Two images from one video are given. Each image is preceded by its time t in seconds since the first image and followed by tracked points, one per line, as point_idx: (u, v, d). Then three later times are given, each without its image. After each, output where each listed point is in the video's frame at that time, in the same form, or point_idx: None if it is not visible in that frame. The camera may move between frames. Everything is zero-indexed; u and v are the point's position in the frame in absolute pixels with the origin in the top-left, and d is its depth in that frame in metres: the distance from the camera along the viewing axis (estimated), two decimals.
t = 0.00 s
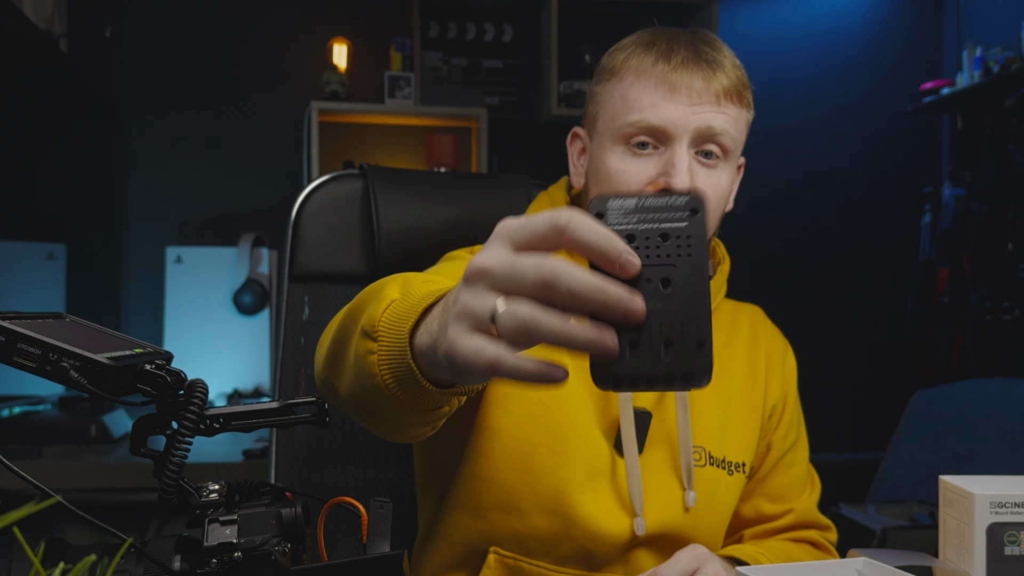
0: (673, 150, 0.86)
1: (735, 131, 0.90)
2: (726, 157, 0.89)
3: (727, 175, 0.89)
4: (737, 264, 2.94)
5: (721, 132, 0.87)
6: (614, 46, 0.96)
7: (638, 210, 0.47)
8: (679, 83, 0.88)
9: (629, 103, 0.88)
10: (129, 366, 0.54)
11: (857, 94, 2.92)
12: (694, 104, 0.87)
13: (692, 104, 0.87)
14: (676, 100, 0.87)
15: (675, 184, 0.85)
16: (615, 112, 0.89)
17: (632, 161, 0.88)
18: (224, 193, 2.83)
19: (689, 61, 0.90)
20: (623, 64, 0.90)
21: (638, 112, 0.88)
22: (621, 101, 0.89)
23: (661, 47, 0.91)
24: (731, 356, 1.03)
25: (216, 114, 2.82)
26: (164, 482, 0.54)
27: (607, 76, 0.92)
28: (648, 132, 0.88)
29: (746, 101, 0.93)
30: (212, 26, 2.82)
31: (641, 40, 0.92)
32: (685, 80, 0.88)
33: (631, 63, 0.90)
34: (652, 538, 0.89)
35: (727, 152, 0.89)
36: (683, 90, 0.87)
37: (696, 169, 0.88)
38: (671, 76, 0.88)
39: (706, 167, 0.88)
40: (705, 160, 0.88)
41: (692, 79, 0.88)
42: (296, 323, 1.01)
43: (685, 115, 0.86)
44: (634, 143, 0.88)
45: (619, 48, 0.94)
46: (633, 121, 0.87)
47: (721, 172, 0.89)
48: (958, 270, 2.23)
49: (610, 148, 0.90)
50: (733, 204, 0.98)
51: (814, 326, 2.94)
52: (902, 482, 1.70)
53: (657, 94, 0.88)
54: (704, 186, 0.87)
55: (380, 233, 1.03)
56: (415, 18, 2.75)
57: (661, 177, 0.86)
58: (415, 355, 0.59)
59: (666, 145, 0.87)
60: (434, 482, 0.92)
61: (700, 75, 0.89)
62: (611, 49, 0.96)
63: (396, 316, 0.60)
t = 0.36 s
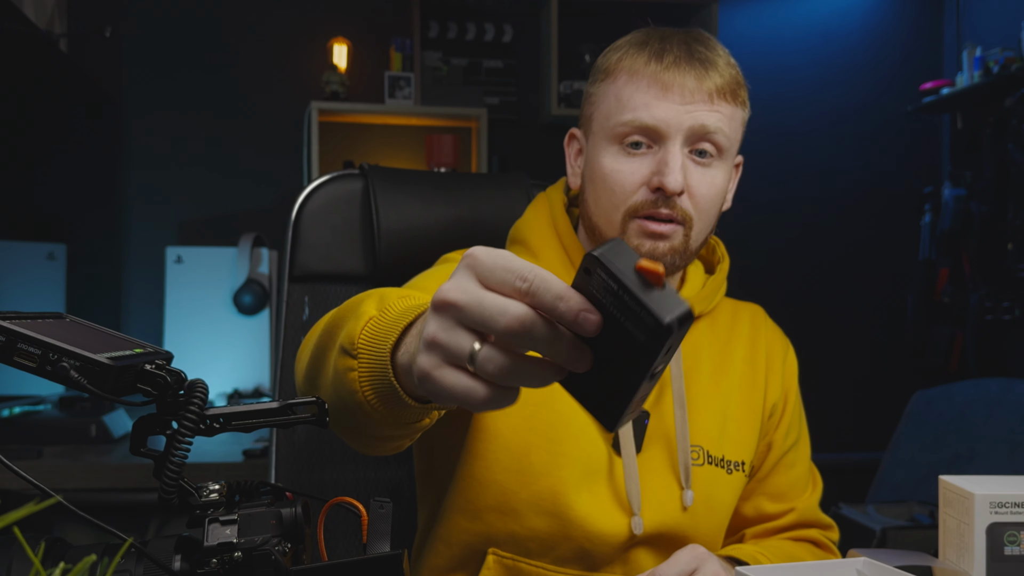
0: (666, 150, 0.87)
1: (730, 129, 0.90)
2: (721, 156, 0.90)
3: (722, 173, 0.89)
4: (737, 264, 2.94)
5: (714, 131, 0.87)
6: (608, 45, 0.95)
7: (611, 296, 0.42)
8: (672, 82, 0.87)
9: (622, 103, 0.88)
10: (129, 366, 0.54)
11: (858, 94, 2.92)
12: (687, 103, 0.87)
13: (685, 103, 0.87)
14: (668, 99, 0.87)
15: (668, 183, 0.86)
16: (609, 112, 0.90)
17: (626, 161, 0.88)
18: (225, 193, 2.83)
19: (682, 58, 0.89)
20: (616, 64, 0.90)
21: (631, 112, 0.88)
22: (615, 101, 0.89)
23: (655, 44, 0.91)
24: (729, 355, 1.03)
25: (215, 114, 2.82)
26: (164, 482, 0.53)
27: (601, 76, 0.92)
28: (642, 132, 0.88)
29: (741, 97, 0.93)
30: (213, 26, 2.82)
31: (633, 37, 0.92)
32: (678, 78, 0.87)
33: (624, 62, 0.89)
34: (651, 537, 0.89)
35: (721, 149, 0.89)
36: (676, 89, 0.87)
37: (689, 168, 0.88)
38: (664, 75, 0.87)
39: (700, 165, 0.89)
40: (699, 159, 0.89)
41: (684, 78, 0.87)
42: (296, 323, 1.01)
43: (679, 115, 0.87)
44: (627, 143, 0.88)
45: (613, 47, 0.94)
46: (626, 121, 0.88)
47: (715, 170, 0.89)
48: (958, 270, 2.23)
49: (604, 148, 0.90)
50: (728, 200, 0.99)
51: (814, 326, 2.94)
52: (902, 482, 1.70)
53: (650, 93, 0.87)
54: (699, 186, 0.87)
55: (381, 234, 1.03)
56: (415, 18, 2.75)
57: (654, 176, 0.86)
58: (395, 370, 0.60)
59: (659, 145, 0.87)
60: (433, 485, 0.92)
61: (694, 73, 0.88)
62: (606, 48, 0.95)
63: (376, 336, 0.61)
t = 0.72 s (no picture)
0: (654, 149, 0.87)
1: (718, 127, 0.89)
2: (710, 155, 0.89)
3: (712, 173, 0.89)
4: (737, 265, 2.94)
5: (702, 129, 0.87)
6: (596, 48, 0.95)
7: (650, 313, 0.43)
8: (658, 81, 0.87)
9: (610, 103, 0.88)
10: (129, 366, 0.54)
11: (858, 94, 2.92)
12: (674, 102, 0.87)
13: (672, 102, 0.87)
14: (655, 99, 0.87)
15: (656, 182, 0.85)
16: (597, 113, 0.89)
17: (614, 161, 0.88)
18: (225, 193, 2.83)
19: (669, 58, 0.89)
20: (604, 65, 0.90)
21: (618, 112, 0.87)
22: (603, 101, 0.89)
23: (642, 45, 0.91)
24: (725, 354, 1.03)
25: (215, 114, 2.82)
26: (165, 482, 0.53)
27: (590, 77, 0.92)
28: (629, 131, 0.87)
29: (729, 96, 0.92)
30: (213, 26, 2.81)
31: (621, 37, 0.92)
32: (664, 77, 0.87)
33: (611, 63, 0.89)
34: (649, 536, 0.88)
35: (710, 148, 0.89)
36: (663, 88, 0.87)
37: (678, 167, 0.88)
38: (650, 74, 0.87)
39: (689, 164, 0.88)
40: (687, 157, 0.88)
41: (671, 77, 0.87)
42: (295, 323, 0.99)
43: (666, 113, 0.86)
44: (615, 142, 0.88)
45: (601, 50, 0.94)
46: (613, 121, 0.87)
47: (705, 168, 0.89)
48: (958, 270, 2.23)
49: (592, 148, 0.90)
50: (719, 200, 0.98)
51: (814, 326, 2.94)
52: (903, 482, 1.70)
53: (637, 93, 0.87)
54: (687, 184, 0.87)
55: (380, 234, 1.03)
56: (415, 19, 2.76)
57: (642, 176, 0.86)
58: (416, 353, 0.59)
59: (646, 144, 0.87)
60: (431, 487, 0.93)
61: (681, 72, 0.88)
62: (595, 51, 0.95)
63: (393, 341, 0.62)
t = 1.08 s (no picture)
0: (611, 155, 1.05)
1: (662, 136, 1.07)
2: (656, 155, 1.08)
3: (657, 169, 1.08)
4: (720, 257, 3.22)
5: (648, 139, 1.05)
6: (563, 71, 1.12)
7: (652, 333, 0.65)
8: (614, 102, 1.04)
9: (575, 119, 1.06)
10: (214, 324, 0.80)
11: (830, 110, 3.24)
12: (626, 118, 1.04)
13: (625, 118, 1.04)
14: (611, 116, 1.04)
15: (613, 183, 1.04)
16: (565, 126, 1.07)
17: (580, 164, 1.07)
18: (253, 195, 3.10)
19: (621, 81, 1.06)
20: (570, 87, 1.07)
21: (582, 127, 1.05)
22: (570, 118, 1.07)
23: (599, 70, 1.07)
24: (668, 305, 1.19)
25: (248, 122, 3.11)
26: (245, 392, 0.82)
27: (559, 97, 1.09)
28: (592, 141, 1.06)
29: (670, 109, 1.10)
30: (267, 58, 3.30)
31: (583, 65, 1.09)
32: (618, 99, 1.04)
33: (576, 86, 1.07)
34: (610, 449, 1.06)
35: (655, 153, 1.07)
36: (617, 107, 1.04)
37: (630, 170, 1.06)
38: (607, 96, 1.04)
39: (639, 167, 1.07)
40: (636, 161, 1.06)
41: (624, 98, 1.04)
42: (345, 289, 1.25)
43: (621, 126, 1.04)
44: (581, 150, 1.06)
45: (568, 73, 1.11)
46: (578, 134, 1.06)
47: (651, 169, 1.07)
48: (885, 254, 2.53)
49: (562, 154, 1.08)
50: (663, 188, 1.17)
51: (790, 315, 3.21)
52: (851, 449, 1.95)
53: (597, 111, 1.05)
54: (637, 181, 1.06)
55: (411, 219, 1.27)
56: (437, 51, 3.05)
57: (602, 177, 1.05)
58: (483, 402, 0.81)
59: (605, 152, 1.05)
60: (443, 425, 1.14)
61: (632, 93, 1.05)
62: (563, 73, 1.12)
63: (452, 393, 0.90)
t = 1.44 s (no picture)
0: (569, 164, 1.19)
1: (611, 144, 1.22)
2: (606, 162, 1.22)
3: (608, 174, 1.22)
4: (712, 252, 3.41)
5: (600, 149, 1.19)
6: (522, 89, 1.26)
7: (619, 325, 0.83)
8: (569, 118, 1.18)
9: (537, 135, 1.19)
10: (258, 300, 0.73)
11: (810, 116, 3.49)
12: (580, 132, 1.18)
13: (579, 132, 1.18)
14: (567, 131, 1.18)
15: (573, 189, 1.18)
16: (528, 141, 1.21)
17: (543, 174, 1.21)
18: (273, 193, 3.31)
19: (575, 99, 1.20)
20: (530, 105, 1.21)
21: (543, 142, 1.19)
22: (531, 134, 1.20)
23: (554, 90, 1.21)
24: (631, 284, 1.36)
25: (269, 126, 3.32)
26: (281, 374, 0.72)
27: (521, 114, 1.23)
28: (551, 154, 1.19)
29: (616, 118, 1.25)
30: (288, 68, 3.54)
31: (539, 84, 1.23)
32: (572, 115, 1.18)
33: (535, 105, 1.20)
34: (589, 406, 1.21)
35: (607, 158, 1.22)
36: (572, 123, 1.18)
37: (585, 175, 1.21)
38: (563, 113, 1.18)
39: (593, 172, 1.21)
40: (591, 167, 1.21)
41: (577, 114, 1.18)
42: (368, 271, 1.43)
43: (575, 139, 1.18)
44: (543, 161, 1.20)
45: (527, 92, 1.25)
46: (540, 149, 1.19)
47: (604, 172, 1.22)
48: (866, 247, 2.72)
49: (527, 165, 1.22)
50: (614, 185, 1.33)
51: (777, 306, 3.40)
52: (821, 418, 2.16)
53: (555, 127, 1.18)
54: (593, 185, 1.21)
55: (425, 209, 1.44)
56: (449, 67, 3.39)
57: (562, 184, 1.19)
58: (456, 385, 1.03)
59: (564, 162, 1.19)
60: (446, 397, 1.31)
61: (583, 109, 1.19)
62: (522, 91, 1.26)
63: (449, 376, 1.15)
